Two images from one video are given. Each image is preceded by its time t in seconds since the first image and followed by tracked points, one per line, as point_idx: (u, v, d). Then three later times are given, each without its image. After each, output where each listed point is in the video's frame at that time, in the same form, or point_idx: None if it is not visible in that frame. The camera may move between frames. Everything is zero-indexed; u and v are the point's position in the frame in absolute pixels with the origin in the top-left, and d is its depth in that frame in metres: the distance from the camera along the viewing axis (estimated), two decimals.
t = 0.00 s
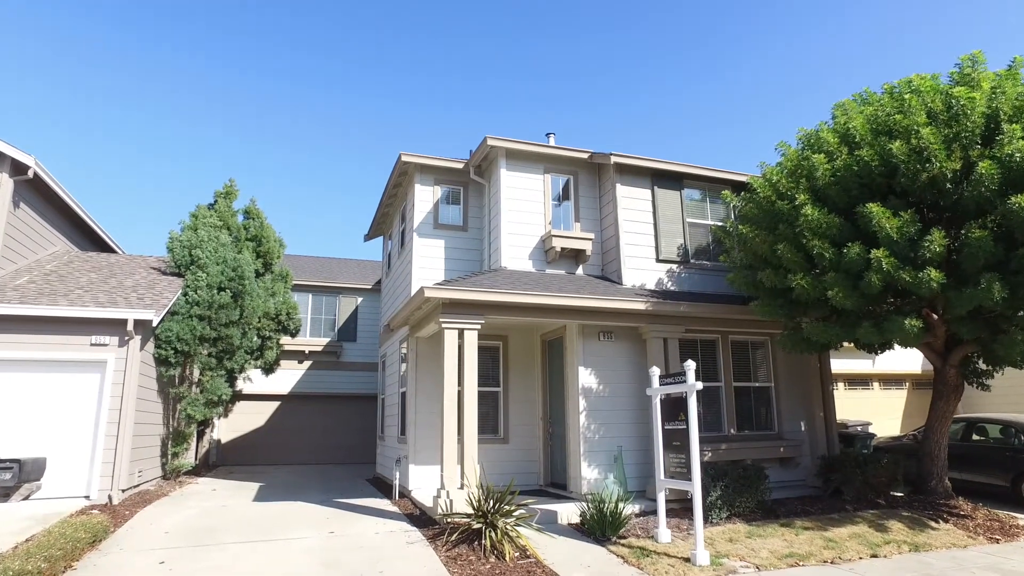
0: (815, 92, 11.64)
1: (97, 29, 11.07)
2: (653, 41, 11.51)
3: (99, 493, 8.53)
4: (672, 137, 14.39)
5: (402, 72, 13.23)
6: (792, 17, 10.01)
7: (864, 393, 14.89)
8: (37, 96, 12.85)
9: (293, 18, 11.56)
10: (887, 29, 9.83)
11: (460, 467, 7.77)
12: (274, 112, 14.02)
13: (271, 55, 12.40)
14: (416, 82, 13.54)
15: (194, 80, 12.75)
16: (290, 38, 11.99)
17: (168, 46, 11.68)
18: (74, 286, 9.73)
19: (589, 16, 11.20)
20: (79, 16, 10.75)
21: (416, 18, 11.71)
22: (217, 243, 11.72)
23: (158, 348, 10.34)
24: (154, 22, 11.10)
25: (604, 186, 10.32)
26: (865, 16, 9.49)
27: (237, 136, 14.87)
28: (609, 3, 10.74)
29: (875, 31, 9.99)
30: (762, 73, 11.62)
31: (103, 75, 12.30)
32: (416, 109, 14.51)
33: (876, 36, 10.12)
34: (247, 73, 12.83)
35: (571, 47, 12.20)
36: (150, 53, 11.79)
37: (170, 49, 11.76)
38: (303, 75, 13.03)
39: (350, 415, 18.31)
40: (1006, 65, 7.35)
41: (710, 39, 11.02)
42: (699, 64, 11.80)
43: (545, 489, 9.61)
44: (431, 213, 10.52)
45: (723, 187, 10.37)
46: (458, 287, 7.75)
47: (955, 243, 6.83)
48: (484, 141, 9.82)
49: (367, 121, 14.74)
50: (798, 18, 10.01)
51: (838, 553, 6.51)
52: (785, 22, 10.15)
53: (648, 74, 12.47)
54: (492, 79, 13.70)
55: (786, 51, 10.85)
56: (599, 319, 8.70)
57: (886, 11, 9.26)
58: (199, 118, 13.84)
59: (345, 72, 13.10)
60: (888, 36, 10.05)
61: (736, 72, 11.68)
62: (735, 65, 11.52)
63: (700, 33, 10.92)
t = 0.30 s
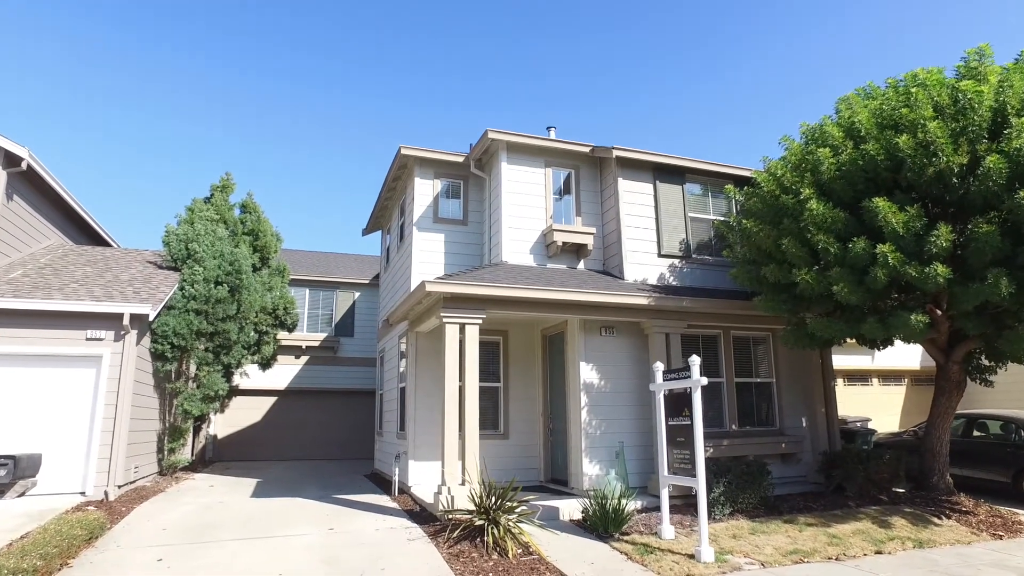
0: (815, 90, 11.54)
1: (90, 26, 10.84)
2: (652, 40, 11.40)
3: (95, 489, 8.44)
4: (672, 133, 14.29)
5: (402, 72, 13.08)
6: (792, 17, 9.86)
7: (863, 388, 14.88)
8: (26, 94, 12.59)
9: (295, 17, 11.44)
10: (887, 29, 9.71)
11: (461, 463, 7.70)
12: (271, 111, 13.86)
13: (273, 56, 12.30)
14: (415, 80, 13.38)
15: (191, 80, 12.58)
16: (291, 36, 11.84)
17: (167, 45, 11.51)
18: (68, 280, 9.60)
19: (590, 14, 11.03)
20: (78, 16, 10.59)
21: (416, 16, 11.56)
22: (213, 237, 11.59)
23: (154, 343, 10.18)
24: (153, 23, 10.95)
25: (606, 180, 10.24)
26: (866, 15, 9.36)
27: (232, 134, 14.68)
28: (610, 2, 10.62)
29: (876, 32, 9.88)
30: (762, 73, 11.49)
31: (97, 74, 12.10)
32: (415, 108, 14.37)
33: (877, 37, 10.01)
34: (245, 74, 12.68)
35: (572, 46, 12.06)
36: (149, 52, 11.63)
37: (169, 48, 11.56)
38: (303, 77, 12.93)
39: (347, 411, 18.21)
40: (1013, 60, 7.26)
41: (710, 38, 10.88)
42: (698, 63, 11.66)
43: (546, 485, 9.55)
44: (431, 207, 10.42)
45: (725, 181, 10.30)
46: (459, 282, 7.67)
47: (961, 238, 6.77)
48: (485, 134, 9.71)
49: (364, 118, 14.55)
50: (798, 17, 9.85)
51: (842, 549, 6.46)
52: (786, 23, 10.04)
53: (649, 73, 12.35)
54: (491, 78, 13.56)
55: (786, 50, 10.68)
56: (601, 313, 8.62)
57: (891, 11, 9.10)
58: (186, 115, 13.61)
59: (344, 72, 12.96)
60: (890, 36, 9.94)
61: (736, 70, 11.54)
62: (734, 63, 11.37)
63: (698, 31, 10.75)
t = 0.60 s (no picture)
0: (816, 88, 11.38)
1: (79, 22, 10.59)
2: (650, 41, 11.20)
3: (89, 486, 8.31)
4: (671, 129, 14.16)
5: (402, 69, 12.91)
6: (793, 17, 9.70)
7: (863, 384, 14.85)
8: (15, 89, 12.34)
9: (295, 17, 11.25)
10: (891, 28, 9.56)
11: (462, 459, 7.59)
12: (268, 108, 13.65)
13: (273, 56, 12.10)
14: (415, 76, 13.20)
15: (189, 77, 12.38)
16: (291, 34, 11.65)
17: (164, 43, 11.30)
18: (62, 274, 9.44)
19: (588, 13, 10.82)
20: (73, 14, 10.34)
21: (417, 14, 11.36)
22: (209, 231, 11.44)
23: (149, 338, 10.05)
24: (150, 23, 10.71)
25: (607, 173, 10.13)
26: (869, 15, 9.21)
27: (225, 128, 14.45)
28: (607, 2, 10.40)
29: (879, 31, 9.72)
30: (763, 72, 11.33)
31: (86, 68, 11.81)
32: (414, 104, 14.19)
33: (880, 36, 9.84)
34: (242, 71, 12.46)
35: (573, 45, 11.87)
36: (145, 50, 11.40)
37: (167, 45, 11.36)
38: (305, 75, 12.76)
39: (345, 406, 18.10)
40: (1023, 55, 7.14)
41: (709, 38, 10.69)
42: (698, 62, 11.49)
43: (546, 481, 9.47)
44: (430, 200, 10.29)
45: (728, 176, 10.20)
46: (460, 276, 7.55)
47: (970, 233, 6.68)
48: (486, 127, 9.58)
49: (362, 114, 14.37)
50: (798, 18, 9.68)
51: (847, 547, 6.39)
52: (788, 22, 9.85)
53: (649, 72, 12.19)
54: (490, 75, 13.39)
55: (786, 50, 10.55)
56: (603, 308, 8.53)
57: (891, 11, 8.99)
58: (181, 111, 13.38)
59: (344, 69, 12.77)
60: (894, 34, 9.79)
61: (736, 69, 11.37)
62: (734, 61, 11.20)
63: (698, 31, 10.56)
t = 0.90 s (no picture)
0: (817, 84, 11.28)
1: (76, 21, 10.42)
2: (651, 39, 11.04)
3: (83, 482, 8.20)
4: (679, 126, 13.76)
5: (402, 66, 12.71)
6: (794, 18, 9.58)
7: (862, 381, 14.84)
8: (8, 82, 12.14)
9: (295, 17, 11.06)
10: (894, 27, 9.46)
11: (462, 455, 7.52)
12: (266, 107, 13.48)
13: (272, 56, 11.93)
14: (416, 74, 13.04)
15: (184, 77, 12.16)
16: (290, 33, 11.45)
17: (160, 41, 11.06)
18: (55, 267, 9.30)
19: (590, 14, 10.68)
20: (66, 12, 10.11)
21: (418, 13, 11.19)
22: (206, 226, 11.32)
23: (143, 333, 9.92)
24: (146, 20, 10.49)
25: (608, 167, 10.03)
26: (872, 15, 9.11)
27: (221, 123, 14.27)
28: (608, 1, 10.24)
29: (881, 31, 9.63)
30: (763, 72, 11.22)
31: (86, 68, 11.65)
32: (413, 104, 14.02)
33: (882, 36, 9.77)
34: (240, 69, 12.27)
35: (571, 44, 11.67)
36: (143, 49, 11.19)
37: (163, 44, 11.14)
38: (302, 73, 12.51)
39: (342, 401, 17.99)
40: None
41: (709, 38, 10.55)
42: (698, 62, 11.34)
43: (546, 478, 9.39)
44: (429, 195, 10.17)
45: (729, 171, 10.10)
46: (460, 270, 7.46)
47: (976, 228, 6.62)
48: (486, 120, 9.48)
49: (362, 113, 14.22)
50: (799, 17, 9.55)
51: (851, 544, 6.33)
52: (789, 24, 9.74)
53: (650, 71, 12.04)
54: (489, 74, 13.23)
55: (786, 50, 10.44)
56: (604, 303, 8.44)
57: (893, 11, 8.88)
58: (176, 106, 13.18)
59: (344, 68, 12.60)
60: (896, 35, 9.70)
61: (737, 68, 11.26)
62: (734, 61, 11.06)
63: (698, 30, 10.41)
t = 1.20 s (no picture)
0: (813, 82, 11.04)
1: (64, 17, 10.16)
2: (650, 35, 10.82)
3: (78, 477, 8.09)
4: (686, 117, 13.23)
5: (401, 62, 12.55)
6: (792, 15, 9.37)
7: (861, 375, 14.81)
8: None
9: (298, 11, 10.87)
10: (894, 29, 9.29)
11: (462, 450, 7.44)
12: (261, 101, 13.29)
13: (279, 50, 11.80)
14: (415, 70, 12.88)
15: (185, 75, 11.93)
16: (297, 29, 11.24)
17: (157, 37, 10.87)
18: (49, 259, 9.16)
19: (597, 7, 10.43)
20: (63, 9, 9.92)
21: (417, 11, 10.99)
22: (202, 218, 11.17)
23: (139, 326, 9.77)
24: (143, 15, 10.28)
25: (608, 159, 9.94)
26: (874, 14, 8.96)
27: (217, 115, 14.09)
28: None
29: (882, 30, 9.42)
30: (763, 71, 11.03)
31: (79, 63, 11.43)
32: (411, 96, 13.85)
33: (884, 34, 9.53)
34: (240, 66, 12.15)
35: (570, 41, 11.51)
36: (138, 45, 11.00)
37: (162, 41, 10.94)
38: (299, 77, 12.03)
39: (339, 395, 17.89)
40: None
41: (707, 35, 10.34)
42: (698, 58, 11.18)
43: (546, 472, 9.31)
44: (428, 186, 10.05)
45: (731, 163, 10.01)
46: (460, 262, 7.36)
47: (982, 220, 6.56)
48: (486, 111, 9.39)
49: (361, 110, 14.03)
50: (801, 13, 9.31)
51: (855, 539, 6.28)
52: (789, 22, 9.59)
53: (650, 70, 11.90)
54: (486, 68, 13.01)
55: (786, 46, 10.28)
56: (605, 296, 8.36)
57: (890, 10, 8.75)
58: (172, 100, 13.01)
59: (343, 65, 12.44)
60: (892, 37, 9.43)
61: (736, 65, 11.08)
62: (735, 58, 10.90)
63: (698, 26, 10.23)
